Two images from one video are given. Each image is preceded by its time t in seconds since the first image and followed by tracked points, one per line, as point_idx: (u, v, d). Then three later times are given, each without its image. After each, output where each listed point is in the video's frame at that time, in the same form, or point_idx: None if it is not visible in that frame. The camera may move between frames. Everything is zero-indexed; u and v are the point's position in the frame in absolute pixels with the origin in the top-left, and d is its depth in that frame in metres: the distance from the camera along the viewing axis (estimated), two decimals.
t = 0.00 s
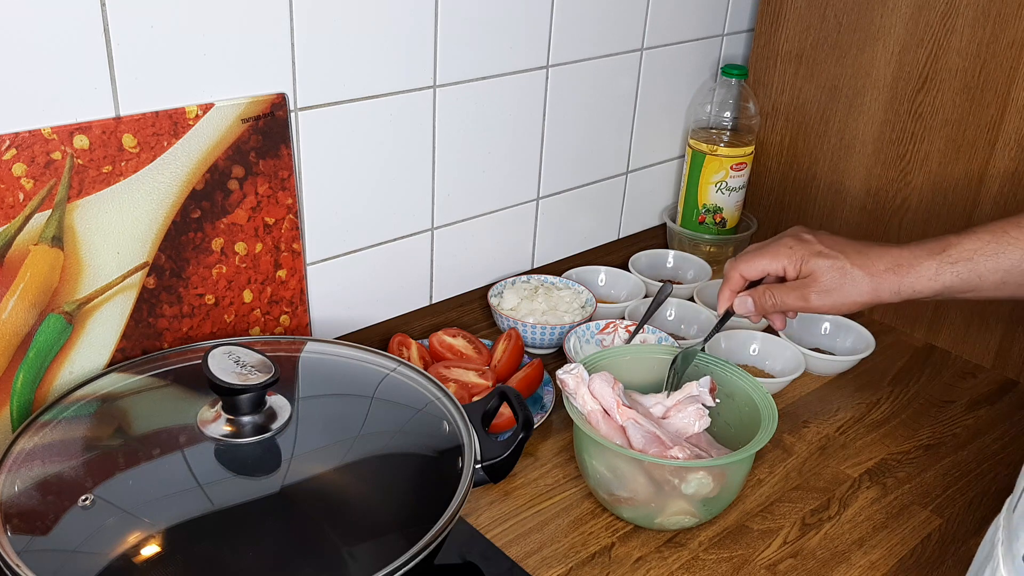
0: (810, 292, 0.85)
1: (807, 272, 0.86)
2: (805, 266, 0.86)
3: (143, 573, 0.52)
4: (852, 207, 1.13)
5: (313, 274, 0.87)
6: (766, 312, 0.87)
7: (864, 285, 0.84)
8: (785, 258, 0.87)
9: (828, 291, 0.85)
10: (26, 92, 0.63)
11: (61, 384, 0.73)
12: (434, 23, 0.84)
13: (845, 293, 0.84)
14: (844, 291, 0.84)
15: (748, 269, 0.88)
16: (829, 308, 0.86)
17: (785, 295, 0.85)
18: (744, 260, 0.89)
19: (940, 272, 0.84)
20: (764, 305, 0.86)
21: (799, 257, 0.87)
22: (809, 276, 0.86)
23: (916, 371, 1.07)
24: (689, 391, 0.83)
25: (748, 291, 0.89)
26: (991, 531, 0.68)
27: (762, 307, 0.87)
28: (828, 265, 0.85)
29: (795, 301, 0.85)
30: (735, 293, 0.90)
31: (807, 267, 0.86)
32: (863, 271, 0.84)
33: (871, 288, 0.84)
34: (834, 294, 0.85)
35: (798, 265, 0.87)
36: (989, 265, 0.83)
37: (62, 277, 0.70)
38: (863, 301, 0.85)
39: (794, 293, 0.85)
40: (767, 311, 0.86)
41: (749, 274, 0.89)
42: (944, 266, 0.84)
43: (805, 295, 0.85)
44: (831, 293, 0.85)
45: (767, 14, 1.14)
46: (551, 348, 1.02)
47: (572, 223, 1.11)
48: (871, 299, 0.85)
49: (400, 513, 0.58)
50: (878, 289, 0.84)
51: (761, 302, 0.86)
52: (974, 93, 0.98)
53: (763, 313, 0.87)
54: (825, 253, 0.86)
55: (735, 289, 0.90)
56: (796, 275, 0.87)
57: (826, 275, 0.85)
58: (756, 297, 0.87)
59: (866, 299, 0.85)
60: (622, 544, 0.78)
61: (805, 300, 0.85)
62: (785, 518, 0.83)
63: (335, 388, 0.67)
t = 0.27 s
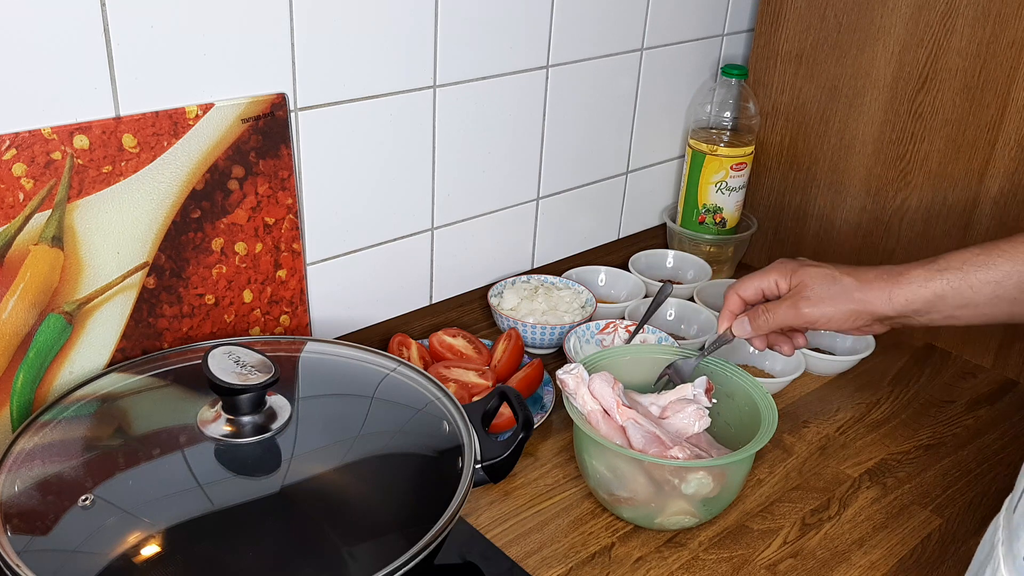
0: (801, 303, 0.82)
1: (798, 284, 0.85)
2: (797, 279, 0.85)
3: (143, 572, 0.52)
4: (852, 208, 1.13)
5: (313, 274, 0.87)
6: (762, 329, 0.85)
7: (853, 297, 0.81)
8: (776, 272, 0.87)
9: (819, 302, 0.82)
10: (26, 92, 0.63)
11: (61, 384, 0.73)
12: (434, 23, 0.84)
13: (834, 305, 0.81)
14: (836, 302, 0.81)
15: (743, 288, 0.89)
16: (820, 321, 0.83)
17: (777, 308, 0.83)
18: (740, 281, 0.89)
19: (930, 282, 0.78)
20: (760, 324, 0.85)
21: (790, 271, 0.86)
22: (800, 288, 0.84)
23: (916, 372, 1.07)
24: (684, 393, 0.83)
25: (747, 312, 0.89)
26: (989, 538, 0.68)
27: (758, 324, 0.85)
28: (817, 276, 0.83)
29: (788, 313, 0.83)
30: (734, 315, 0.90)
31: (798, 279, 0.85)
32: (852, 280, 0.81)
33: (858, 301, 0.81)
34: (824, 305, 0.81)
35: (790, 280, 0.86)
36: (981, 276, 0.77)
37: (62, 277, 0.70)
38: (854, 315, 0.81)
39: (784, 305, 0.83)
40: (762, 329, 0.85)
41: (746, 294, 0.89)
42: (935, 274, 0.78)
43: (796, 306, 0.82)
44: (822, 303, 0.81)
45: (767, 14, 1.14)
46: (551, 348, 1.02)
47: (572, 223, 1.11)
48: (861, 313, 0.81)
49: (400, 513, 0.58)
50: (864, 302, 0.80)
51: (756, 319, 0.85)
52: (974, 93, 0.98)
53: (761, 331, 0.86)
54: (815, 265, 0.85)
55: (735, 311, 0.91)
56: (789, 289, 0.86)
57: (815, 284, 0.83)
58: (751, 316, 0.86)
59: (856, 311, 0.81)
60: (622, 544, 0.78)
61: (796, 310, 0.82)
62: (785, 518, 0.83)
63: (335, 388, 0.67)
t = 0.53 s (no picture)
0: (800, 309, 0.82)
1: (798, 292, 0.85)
2: (796, 287, 0.85)
3: (143, 572, 0.52)
4: (852, 208, 1.13)
5: (313, 274, 0.87)
6: (762, 337, 0.85)
7: (852, 304, 0.81)
8: (774, 281, 0.87)
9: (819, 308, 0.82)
10: (26, 92, 0.63)
11: (61, 384, 0.73)
12: (434, 23, 0.84)
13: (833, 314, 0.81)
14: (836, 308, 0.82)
15: (743, 297, 0.89)
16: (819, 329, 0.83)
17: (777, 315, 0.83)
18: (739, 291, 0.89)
19: (927, 288, 0.79)
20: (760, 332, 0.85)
21: (788, 280, 0.86)
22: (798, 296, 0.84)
23: (916, 372, 1.07)
24: (678, 396, 0.83)
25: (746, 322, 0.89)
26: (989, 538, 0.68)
27: (758, 332, 0.85)
28: (817, 284, 0.84)
29: (788, 320, 0.83)
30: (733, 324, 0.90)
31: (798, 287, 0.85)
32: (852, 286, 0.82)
33: (857, 308, 0.81)
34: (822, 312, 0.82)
35: (790, 289, 0.86)
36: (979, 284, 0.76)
37: (62, 277, 0.70)
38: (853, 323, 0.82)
39: (784, 311, 0.83)
40: (762, 337, 0.85)
41: (746, 303, 0.89)
42: (934, 281, 0.78)
43: (796, 313, 0.82)
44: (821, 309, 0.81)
45: (767, 14, 1.14)
46: (551, 348, 1.02)
47: (572, 223, 1.11)
48: (860, 321, 0.81)
49: (400, 513, 0.58)
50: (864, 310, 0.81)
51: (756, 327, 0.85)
52: (974, 93, 0.98)
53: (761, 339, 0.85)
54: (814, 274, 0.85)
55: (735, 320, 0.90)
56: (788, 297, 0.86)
57: (815, 292, 0.83)
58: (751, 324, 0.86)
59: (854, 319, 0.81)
60: (622, 544, 0.78)
61: (796, 316, 0.82)
62: (785, 518, 0.83)
63: (335, 388, 0.67)
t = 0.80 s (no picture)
0: (794, 309, 0.82)
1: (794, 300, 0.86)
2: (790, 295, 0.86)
3: (143, 572, 0.52)
4: (852, 208, 1.13)
5: (313, 274, 0.87)
6: (756, 339, 0.84)
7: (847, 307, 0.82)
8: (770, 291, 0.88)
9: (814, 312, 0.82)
10: (26, 92, 0.63)
11: (61, 384, 0.73)
12: (434, 23, 0.84)
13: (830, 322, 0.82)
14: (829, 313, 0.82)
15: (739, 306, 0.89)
16: (814, 329, 0.83)
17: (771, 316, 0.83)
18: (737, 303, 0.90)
19: (921, 293, 0.79)
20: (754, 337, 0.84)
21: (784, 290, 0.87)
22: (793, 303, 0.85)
23: (917, 372, 1.07)
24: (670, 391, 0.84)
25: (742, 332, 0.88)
26: (994, 525, 0.67)
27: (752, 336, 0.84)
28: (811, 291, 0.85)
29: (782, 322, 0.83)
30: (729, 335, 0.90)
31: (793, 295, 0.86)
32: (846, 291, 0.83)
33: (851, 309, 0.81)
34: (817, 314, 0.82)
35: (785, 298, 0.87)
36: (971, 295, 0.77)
37: (62, 277, 0.70)
38: (849, 326, 0.82)
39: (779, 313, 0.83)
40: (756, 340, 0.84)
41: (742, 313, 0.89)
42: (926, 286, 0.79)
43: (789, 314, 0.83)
44: (816, 310, 0.82)
45: (767, 14, 1.14)
46: (551, 348, 1.02)
47: (572, 223, 1.11)
48: (857, 324, 0.82)
49: (400, 513, 0.58)
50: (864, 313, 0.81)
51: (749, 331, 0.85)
52: (974, 93, 0.98)
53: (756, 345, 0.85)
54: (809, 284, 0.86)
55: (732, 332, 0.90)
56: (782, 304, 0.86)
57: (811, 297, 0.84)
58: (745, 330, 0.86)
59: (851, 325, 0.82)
60: (623, 544, 0.78)
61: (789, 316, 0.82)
62: (785, 518, 0.83)
63: (335, 388, 0.67)
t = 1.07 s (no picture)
0: (803, 312, 0.86)
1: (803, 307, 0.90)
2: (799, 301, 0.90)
3: (143, 573, 0.52)
4: (852, 207, 1.13)
5: (313, 274, 0.86)
6: (765, 342, 0.87)
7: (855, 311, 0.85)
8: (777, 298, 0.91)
9: (823, 316, 0.86)
10: (25, 92, 0.63)
11: (60, 384, 0.73)
12: (434, 23, 0.84)
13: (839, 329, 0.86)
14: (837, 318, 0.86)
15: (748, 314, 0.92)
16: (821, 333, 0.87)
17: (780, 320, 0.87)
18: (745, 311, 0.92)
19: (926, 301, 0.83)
20: (765, 341, 0.87)
21: (792, 297, 0.91)
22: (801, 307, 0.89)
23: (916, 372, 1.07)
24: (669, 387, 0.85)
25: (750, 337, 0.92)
26: (998, 523, 0.67)
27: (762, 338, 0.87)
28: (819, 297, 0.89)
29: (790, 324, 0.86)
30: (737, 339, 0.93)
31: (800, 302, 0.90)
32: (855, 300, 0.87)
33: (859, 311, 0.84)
34: (827, 318, 0.86)
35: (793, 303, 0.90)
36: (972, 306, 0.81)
37: (62, 277, 0.70)
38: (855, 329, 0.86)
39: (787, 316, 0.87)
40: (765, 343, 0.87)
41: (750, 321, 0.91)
42: (931, 293, 0.83)
43: (798, 318, 0.86)
44: (824, 315, 0.86)
45: (767, 14, 1.14)
46: (551, 348, 1.02)
47: (572, 223, 1.11)
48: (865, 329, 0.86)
49: (400, 513, 0.58)
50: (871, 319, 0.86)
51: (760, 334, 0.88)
52: (974, 93, 0.98)
53: (765, 349, 0.88)
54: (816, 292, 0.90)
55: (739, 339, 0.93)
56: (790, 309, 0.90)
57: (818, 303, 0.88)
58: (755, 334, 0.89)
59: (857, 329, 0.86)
60: (622, 544, 0.78)
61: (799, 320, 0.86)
62: (785, 518, 0.83)
63: (335, 388, 0.67)
